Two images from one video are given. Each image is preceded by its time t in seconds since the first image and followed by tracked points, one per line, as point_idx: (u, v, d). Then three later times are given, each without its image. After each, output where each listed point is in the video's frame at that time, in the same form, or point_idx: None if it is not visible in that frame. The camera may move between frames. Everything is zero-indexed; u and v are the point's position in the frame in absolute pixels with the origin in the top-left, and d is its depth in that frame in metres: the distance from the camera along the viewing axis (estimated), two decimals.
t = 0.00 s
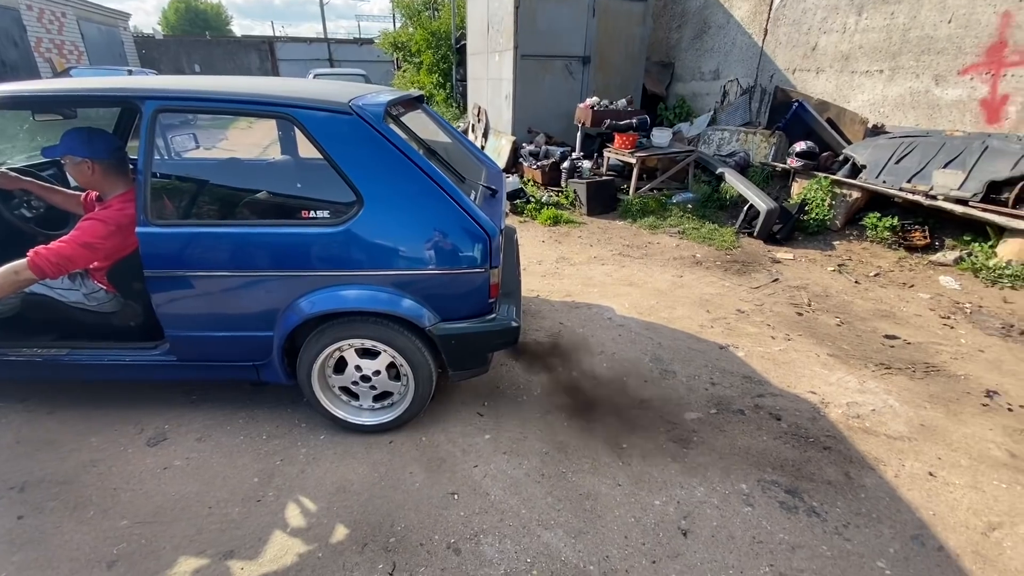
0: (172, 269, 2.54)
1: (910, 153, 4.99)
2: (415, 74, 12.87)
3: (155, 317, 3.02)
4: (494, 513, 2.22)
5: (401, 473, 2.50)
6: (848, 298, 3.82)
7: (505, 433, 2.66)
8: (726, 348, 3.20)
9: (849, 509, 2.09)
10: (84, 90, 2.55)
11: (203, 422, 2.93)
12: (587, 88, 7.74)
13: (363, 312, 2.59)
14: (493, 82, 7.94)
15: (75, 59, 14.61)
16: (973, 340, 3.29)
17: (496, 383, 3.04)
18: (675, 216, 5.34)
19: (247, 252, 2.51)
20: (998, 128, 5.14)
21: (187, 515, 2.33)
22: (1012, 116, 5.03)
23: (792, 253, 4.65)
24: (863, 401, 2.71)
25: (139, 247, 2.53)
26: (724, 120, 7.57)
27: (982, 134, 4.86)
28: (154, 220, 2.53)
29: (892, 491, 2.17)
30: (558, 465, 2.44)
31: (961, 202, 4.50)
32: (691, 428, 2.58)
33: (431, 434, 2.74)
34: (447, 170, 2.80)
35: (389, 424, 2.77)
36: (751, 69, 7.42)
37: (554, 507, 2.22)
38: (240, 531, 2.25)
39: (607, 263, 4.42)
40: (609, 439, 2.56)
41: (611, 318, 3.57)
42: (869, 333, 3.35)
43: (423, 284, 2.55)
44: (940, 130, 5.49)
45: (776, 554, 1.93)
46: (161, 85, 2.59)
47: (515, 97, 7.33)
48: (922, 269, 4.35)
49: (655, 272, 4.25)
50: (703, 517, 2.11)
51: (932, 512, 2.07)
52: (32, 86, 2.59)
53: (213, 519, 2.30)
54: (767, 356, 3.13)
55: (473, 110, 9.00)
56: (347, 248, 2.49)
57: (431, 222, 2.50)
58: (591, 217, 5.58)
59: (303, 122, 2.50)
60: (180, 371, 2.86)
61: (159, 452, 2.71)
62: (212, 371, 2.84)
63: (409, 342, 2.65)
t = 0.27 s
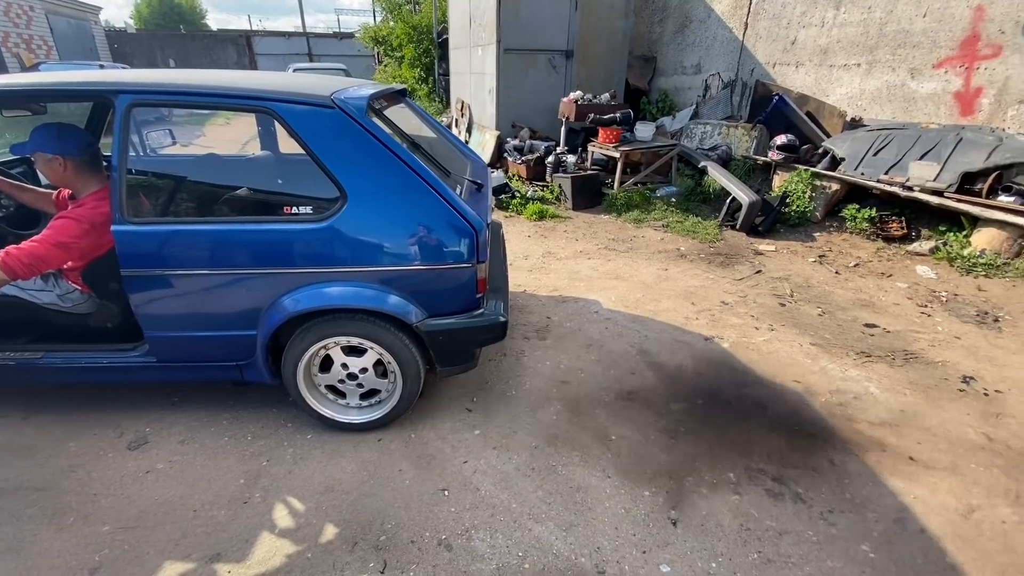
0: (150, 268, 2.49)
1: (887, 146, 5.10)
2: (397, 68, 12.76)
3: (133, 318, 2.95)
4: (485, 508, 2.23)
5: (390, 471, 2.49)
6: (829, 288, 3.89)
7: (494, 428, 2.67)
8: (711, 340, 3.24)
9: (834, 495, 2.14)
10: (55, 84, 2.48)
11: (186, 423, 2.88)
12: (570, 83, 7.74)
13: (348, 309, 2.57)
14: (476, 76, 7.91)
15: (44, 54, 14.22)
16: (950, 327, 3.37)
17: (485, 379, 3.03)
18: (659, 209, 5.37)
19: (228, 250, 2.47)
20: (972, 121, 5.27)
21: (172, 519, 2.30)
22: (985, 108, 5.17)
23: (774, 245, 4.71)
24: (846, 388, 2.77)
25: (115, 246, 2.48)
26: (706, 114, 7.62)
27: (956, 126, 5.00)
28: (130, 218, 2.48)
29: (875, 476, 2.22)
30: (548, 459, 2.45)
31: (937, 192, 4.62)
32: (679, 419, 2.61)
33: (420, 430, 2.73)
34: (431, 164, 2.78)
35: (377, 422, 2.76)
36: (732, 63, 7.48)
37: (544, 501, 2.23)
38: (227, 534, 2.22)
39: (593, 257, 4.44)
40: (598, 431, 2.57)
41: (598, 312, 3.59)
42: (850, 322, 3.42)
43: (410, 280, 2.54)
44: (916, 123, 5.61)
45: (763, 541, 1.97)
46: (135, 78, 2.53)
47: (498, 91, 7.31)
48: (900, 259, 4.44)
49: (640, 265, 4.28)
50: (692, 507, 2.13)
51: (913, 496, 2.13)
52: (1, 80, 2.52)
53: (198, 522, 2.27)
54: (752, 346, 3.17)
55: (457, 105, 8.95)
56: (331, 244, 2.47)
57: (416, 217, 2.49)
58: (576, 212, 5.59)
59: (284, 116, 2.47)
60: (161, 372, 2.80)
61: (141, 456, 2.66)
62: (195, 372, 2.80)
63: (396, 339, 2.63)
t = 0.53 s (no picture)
0: (131, 267, 2.45)
1: (866, 140, 5.20)
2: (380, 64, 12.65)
3: (113, 319, 2.89)
4: (476, 504, 2.24)
5: (380, 469, 2.48)
6: (812, 281, 3.95)
7: (484, 424, 2.68)
8: (698, 333, 3.28)
9: (818, 482, 2.18)
10: (28, 80, 2.42)
11: (171, 425, 2.84)
12: (555, 78, 7.75)
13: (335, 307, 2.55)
14: (460, 72, 7.87)
15: (15, 50, 13.86)
16: (928, 317, 3.45)
17: (474, 375, 3.04)
18: (644, 204, 5.41)
19: (213, 248, 2.44)
20: (947, 115, 5.39)
21: (159, 522, 2.27)
22: (960, 103, 5.29)
23: (757, 239, 4.78)
24: (829, 378, 2.82)
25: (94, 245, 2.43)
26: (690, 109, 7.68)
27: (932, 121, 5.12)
28: (109, 217, 2.43)
29: (858, 463, 2.27)
30: (538, 453, 2.46)
31: (914, 185, 4.73)
32: (667, 411, 2.64)
33: (410, 427, 2.73)
34: (418, 160, 2.77)
35: (366, 420, 2.75)
36: (714, 59, 7.55)
37: (535, 495, 2.25)
38: (215, 536, 2.20)
39: (580, 253, 4.46)
40: (588, 425, 2.59)
41: (586, 307, 3.61)
42: (833, 314, 3.48)
43: (398, 277, 2.53)
44: (894, 118, 5.72)
45: (751, 529, 2.00)
46: (111, 74, 2.48)
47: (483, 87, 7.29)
48: (879, 251, 4.53)
49: (627, 260, 4.31)
50: (681, 497, 2.17)
51: (895, 481, 2.18)
52: None
53: (185, 525, 2.25)
54: (738, 338, 3.22)
55: (441, 100, 8.91)
56: (317, 241, 2.45)
57: (403, 213, 2.48)
58: (562, 207, 5.61)
59: (267, 112, 2.44)
60: (144, 374, 2.76)
61: (125, 459, 2.62)
62: (179, 372, 2.76)
63: (385, 336, 2.63)
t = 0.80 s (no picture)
0: (119, 268, 2.42)
1: (849, 137, 5.28)
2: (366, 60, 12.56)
3: (99, 322, 2.83)
4: (471, 500, 2.25)
5: (374, 468, 2.49)
6: (797, 275, 4.02)
7: (478, 421, 2.69)
8: (687, 328, 3.32)
9: (806, 473, 2.23)
10: (9, 78, 2.39)
11: (161, 428, 2.82)
12: (542, 76, 7.76)
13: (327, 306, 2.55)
14: (448, 68, 7.85)
15: None
16: (910, 310, 3.53)
17: (467, 372, 3.05)
18: (632, 201, 5.45)
19: (202, 248, 2.42)
20: (927, 112, 5.50)
21: (151, 525, 2.26)
22: (939, 100, 5.39)
23: (744, 235, 4.84)
24: (816, 371, 2.88)
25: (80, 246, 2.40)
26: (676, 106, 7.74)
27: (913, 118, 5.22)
28: (96, 217, 2.41)
29: (844, 453, 2.33)
30: (532, 449, 2.48)
31: (896, 181, 4.83)
32: (658, 406, 2.68)
33: (403, 426, 2.74)
34: (408, 158, 2.77)
35: (359, 419, 2.75)
36: (700, 56, 7.61)
37: (530, 490, 2.27)
38: (209, 537, 2.20)
39: (569, 250, 4.49)
40: (581, 421, 2.62)
41: (576, 303, 3.64)
42: (818, 308, 3.55)
43: (390, 275, 2.54)
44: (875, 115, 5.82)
45: (741, 520, 2.04)
46: (95, 72, 2.45)
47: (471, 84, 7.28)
48: (862, 246, 4.61)
49: (616, 257, 4.35)
50: (673, 490, 2.20)
51: (880, 470, 2.24)
52: None
53: (178, 527, 2.24)
54: (726, 333, 3.27)
55: (429, 97, 8.88)
56: (308, 240, 2.44)
57: (395, 212, 2.48)
58: (551, 204, 5.64)
59: (255, 110, 2.42)
60: (133, 376, 2.74)
61: (115, 462, 2.60)
62: (169, 374, 2.74)
63: (377, 335, 2.63)
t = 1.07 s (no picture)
0: (113, 269, 2.41)
1: (837, 135, 5.35)
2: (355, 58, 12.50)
3: (92, 325, 2.79)
4: (471, 498, 2.27)
5: (373, 467, 2.50)
6: (788, 272, 4.07)
7: (476, 419, 2.71)
8: (681, 325, 3.36)
9: (800, 466, 2.27)
10: None
11: (156, 430, 2.81)
12: (534, 74, 7.77)
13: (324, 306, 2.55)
14: (439, 67, 7.84)
15: None
16: (899, 306, 3.59)
17: (464, 371, 3.07)
18: (624, 200, 5.49)
19: (198, 249, 2.41)
20: (914, 110, 5.58)
21: (148, 527, 2.25)
22: (925, 99, 5.48)
23: (735, 232, 4.89)
24: (808, 366, 2.93)
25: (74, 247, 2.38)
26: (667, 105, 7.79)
27: (899, 117, 5.31)
28: (89, 218, 2.39)
29: (837, 447, 2.37)
30: (530, 446, 2.51)
31: (883, 179, 4.91)
32: (654, 402, 2.71)
33: (401, 425, 2.75)
34: (404, 157, 2.77)
35: (356, 419, 2.76)
36: (690, 55, 7.67)
37: (529, 487, 2.29)
38: (208, 539, 2.20)
39: (563, 248, 4.51)
40: (578, 418, 2.64)
41: (571, 301, 3.66)
42: (809, 304, 3.60)
43: (387, 275, 2.54)
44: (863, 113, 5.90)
45: (737, 513, 2.08)
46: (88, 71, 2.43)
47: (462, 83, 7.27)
48: (851, 243, 4.68)
49: (610, 255, 4.38)
50: (670, 485, 2.23)
51: (872, 463, 2.28)
52: None
53: (177, 529, 2.23)
54: (720, 329, 3.31)
55: (420, 96, 8.87)
56: (305, 240, 2.45)
57: (391, 211, 2.49)
58: (544, 203, 5.66)
59: (250, 109, 2.41)
60: (127, 377, 2.72)
61: (110, 465, 2.58)
62: (164, 375, 2.73)
63: (374, 335, 2.64)
